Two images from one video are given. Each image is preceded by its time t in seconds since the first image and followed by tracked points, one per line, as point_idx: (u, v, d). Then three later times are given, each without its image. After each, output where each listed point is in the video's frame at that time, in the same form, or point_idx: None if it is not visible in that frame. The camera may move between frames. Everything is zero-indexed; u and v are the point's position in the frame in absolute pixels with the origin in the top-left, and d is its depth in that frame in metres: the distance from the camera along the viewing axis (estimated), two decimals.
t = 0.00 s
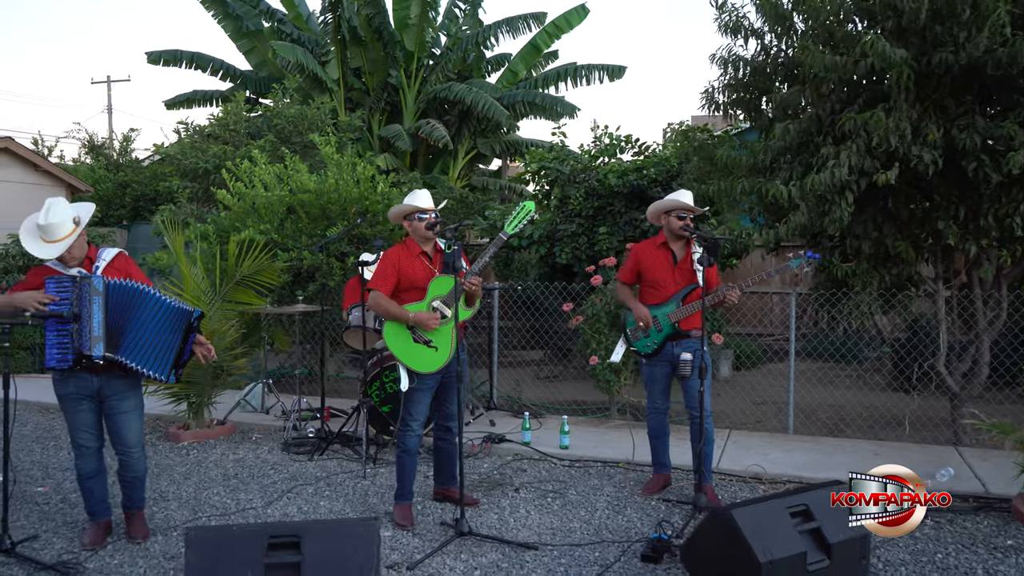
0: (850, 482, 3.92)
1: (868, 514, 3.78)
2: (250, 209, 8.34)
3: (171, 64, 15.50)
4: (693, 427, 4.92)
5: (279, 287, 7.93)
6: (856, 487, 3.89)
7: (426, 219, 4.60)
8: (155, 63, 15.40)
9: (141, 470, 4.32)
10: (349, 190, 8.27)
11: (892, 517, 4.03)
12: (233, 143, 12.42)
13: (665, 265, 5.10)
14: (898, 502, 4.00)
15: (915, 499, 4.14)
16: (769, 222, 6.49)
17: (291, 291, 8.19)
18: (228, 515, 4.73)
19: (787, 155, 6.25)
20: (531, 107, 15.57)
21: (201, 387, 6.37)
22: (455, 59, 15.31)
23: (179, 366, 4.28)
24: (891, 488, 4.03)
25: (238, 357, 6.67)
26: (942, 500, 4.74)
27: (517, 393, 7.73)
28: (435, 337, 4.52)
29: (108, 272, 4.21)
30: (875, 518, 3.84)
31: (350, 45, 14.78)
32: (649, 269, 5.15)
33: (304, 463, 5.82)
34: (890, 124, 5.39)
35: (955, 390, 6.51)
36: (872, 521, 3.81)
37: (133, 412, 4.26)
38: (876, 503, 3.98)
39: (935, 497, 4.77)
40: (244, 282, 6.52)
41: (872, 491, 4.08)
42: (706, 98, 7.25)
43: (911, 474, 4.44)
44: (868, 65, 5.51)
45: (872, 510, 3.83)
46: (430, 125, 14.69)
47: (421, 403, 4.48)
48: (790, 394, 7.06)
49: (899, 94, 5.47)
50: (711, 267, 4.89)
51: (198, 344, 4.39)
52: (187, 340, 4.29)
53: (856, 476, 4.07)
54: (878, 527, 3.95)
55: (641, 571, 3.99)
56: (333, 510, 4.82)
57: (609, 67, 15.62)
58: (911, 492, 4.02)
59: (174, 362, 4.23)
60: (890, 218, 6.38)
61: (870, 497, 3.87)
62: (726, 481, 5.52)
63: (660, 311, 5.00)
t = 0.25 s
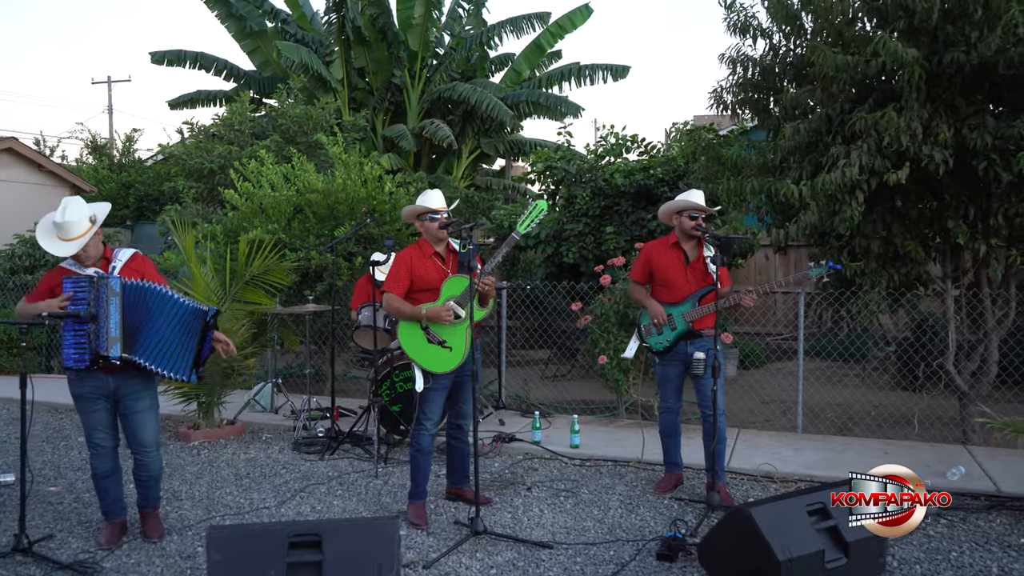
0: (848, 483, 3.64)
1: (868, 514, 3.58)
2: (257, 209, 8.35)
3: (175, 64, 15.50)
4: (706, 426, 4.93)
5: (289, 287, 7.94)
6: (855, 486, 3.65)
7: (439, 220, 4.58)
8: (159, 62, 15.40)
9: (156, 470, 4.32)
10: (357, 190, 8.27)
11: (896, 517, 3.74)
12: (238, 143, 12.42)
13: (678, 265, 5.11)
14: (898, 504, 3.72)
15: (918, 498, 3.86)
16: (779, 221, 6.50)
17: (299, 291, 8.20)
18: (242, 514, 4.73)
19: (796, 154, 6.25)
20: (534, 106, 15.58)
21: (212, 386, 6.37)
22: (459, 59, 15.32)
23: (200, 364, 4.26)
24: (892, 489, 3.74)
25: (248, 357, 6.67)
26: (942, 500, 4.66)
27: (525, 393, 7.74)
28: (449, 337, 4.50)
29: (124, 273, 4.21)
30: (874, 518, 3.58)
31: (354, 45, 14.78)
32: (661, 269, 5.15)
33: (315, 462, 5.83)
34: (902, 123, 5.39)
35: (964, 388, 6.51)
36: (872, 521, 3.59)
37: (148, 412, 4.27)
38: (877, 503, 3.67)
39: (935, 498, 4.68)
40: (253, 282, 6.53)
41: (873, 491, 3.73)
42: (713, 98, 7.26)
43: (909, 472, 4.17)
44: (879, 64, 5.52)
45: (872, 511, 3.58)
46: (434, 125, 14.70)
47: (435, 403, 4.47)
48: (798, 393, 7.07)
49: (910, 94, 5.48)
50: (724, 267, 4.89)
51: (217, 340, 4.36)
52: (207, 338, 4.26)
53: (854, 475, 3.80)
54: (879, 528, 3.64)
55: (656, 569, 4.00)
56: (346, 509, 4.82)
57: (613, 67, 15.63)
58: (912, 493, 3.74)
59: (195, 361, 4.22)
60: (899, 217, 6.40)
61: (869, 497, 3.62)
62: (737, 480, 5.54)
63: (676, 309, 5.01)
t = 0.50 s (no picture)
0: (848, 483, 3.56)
1: (868, 515, 3.49)
2: (264, 208, 8.36)
3: (179, 64, 15.52)
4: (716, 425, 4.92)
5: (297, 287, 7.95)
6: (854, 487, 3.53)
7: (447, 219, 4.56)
8: (164, 62, 15.42)
9: (167, 468, 4.33)
10: (364, 189, 8.27)
11: (895, 518, 3.52)
12: (243, 143, 12.42)
13: (688, 264, 5.11)
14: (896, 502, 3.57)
15: (917, 498, 3.62)
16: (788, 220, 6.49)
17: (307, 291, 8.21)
18: (254, 513, 4.73)
19: (805, 153, 6.25)
20: (539, 106, 15.57)
21: (221, 385, 6.38)
22: (463, 58, 15.32)
23: (223, 320, 4.11)
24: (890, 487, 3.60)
25: (257, 356, 6.67)
26: (943, 501, 4.59)
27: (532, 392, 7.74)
28: (460, 338, 4.48)
29: (139, 271, 4.23)
30: (874, 517, 3.49)
31: (359, 45, 14.78)
32: (671, 267, 5.15)
33: (324, 462, 5.83)
34: (912, 121, 5.38)
35: (974, 387, 6.48)
36: (872, 521, 3.51)
37: (159, 410, 4.28)
38: (876, 503, 3.52)
39: (936, 498, 4.61)
40: (262, 281, 6.54)
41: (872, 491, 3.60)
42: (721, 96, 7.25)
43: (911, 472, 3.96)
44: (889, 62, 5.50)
45: (872, 511, 3.49)
46: (439, 125, 14.69)
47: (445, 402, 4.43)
48: (807, 392, 7.06)
49: (920, 91, 5.47)
50: (734, 265, 4.88)
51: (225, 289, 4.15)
52: (208, 299, 4.07)
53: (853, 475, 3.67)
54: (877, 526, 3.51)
55: (669, 568, 3.99)
56: (357, 508, 4.82)
57: (617, 66, 15.61)
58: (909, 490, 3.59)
59: (214, 323, 4.08)
60: (908, 216, 6.39)
61: (869, 497, 3.51)
62: (747, 479, 5.53)
63: (684, 309, 5.00)
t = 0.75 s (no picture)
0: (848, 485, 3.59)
1: (868, 514, 3.46)
2: (278, 207, 8.39)
3: (194, 64, 15.61)
4: (731, 424, 4.91)
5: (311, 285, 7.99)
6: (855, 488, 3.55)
7: (462, 217, 4.56)
8: (179, 63, 15.52)
9: (184, 466, 4.36)
10: (378, 189, 8.28)
11: (895, 518, 3.46)
12: (257, 142, 12.47)
13: (702, 261, 5.10)
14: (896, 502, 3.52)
15: (917, 498, 3.45)
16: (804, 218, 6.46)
17: (321, 290, 8.25)
18: (269, 511, 4.76)
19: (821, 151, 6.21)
20: (552, 105, 15.56)
21: (236, 384, 6.41)
22: (476, 58, 15.34)
23: (224, 297, 4.06)
24: (890, 488, 3.53)
25: (272, 355, 6.70)
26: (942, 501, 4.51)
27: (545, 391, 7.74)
28: (471, 336, 4.47)
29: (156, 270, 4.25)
30: (874, 517, 3.46)
31: (372, 45, 14.81)
32: (685, 264, 5.14)
33: (338, 460, 5.85)
34: (928, 119, 5.34)
35: (991, 388, 6.42)
36: (871, 520, 3.47)
37: (177, 408, 4.31)
38: (875, 504, 3.46)
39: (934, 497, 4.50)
40: (276, 281, 6.57)
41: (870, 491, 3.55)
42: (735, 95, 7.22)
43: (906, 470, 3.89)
44: (905, 60, 5.46)
45: (872, 511, 3.46)
46: (451, 124, 14.71)
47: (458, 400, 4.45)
48: (822, 392, 7.01)
49: (937, 89, 5.43)
50: (747, 264, 4.87)
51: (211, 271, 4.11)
52: (200, 282, 4.04)
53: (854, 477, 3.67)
54: (878, 527, 3.47)
55: (684, 568, 3.98)
56: (372, 506, 4.84)
57: (630, 65, 15.58)
58: (910, 490, 3.53)
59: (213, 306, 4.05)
60: (924, 215, 6.36)
61: (869, 497, 3.47)
62: (762, 478, 5.51)
63: (696, 307, 5.00)
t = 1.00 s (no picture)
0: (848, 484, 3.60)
1: (868, 515, 3.44)
2: (296, 208, 8.46)
3: (213, 66, 15.76)
4: (744, 424, 4.90)
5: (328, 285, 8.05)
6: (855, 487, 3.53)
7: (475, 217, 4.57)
8: (198, 65, 15.69)
9: (200, 464, 4.42)
10: (394, 190, 8.32)
11: (895, 518, 3.45)
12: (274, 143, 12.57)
13: (716, 260, 5.08)
14: (896, 502, 3.50)
15: (917, 498, 3.42)
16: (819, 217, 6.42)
17: (337, 290, 8.31)
18: (284, 509, 4.81)
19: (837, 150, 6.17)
20: (568, 105, 15.53)
21: (253, 383, 6.48)
22: (492, 58, 15.35)
23: (229, 293, 4.14)
24: (890, 488, 3.52)
25: (288, 354, 6.76)
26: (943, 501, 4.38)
27: (559, 391, 7.73)
28: (481, 335, 4.46)
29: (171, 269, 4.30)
30: (874, 518, 3.43)
31: (389, 46, 14.87)
32: (699, 262, 5.13)
33: (353, 459, 5.90)
34: (946, 117, 5.29)
35: (1011, 389, 6.27)
36: (872, 521, 3.44)
37: (194, 407, 4.37)
38: (875, 504, 3.44)
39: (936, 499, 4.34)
40: (292, 281, 6.63)
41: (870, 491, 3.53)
42: (751, 94, 7.18)
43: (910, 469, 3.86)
44: (922, 58, 5.41)
45: (872, 511, 3.44)
46: (468, 124, 14.74)
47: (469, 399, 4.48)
48: (839, 393, 6.96)
49: (954, 87, 5.38)
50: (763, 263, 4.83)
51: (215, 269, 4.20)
52: (205, 279, 4.13)
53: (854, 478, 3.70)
54: (877, 527, 3.44)
55: (696, 568, 3.98)
56: (386, 505, 4.87)
57: (647, 64, 15.53)
58: (908, 490, 3.51)
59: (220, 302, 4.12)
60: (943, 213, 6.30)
61: (869, 497, 3.45)
62: (777, 479, 5.48)
63: (710, 306, 4.99)
